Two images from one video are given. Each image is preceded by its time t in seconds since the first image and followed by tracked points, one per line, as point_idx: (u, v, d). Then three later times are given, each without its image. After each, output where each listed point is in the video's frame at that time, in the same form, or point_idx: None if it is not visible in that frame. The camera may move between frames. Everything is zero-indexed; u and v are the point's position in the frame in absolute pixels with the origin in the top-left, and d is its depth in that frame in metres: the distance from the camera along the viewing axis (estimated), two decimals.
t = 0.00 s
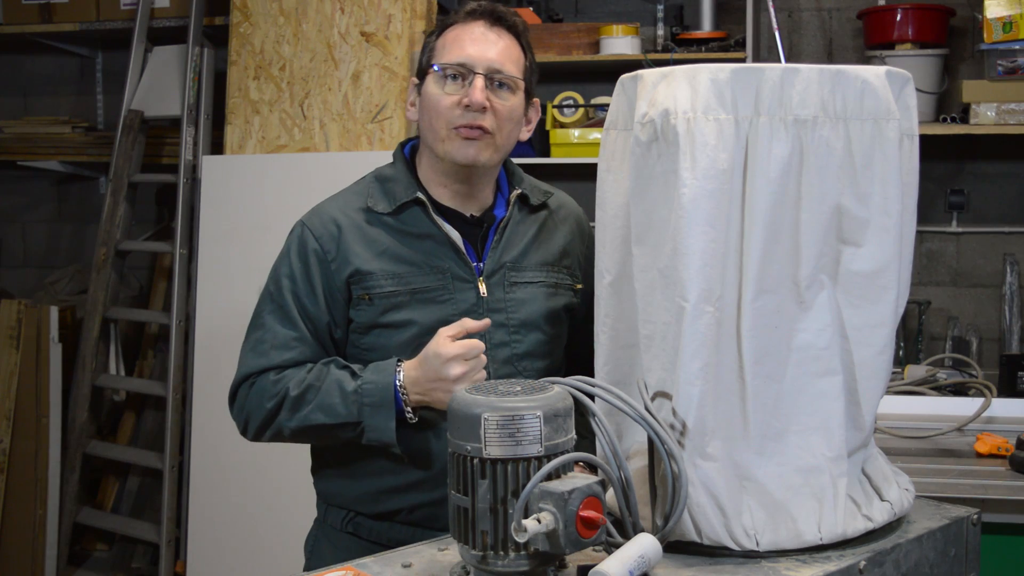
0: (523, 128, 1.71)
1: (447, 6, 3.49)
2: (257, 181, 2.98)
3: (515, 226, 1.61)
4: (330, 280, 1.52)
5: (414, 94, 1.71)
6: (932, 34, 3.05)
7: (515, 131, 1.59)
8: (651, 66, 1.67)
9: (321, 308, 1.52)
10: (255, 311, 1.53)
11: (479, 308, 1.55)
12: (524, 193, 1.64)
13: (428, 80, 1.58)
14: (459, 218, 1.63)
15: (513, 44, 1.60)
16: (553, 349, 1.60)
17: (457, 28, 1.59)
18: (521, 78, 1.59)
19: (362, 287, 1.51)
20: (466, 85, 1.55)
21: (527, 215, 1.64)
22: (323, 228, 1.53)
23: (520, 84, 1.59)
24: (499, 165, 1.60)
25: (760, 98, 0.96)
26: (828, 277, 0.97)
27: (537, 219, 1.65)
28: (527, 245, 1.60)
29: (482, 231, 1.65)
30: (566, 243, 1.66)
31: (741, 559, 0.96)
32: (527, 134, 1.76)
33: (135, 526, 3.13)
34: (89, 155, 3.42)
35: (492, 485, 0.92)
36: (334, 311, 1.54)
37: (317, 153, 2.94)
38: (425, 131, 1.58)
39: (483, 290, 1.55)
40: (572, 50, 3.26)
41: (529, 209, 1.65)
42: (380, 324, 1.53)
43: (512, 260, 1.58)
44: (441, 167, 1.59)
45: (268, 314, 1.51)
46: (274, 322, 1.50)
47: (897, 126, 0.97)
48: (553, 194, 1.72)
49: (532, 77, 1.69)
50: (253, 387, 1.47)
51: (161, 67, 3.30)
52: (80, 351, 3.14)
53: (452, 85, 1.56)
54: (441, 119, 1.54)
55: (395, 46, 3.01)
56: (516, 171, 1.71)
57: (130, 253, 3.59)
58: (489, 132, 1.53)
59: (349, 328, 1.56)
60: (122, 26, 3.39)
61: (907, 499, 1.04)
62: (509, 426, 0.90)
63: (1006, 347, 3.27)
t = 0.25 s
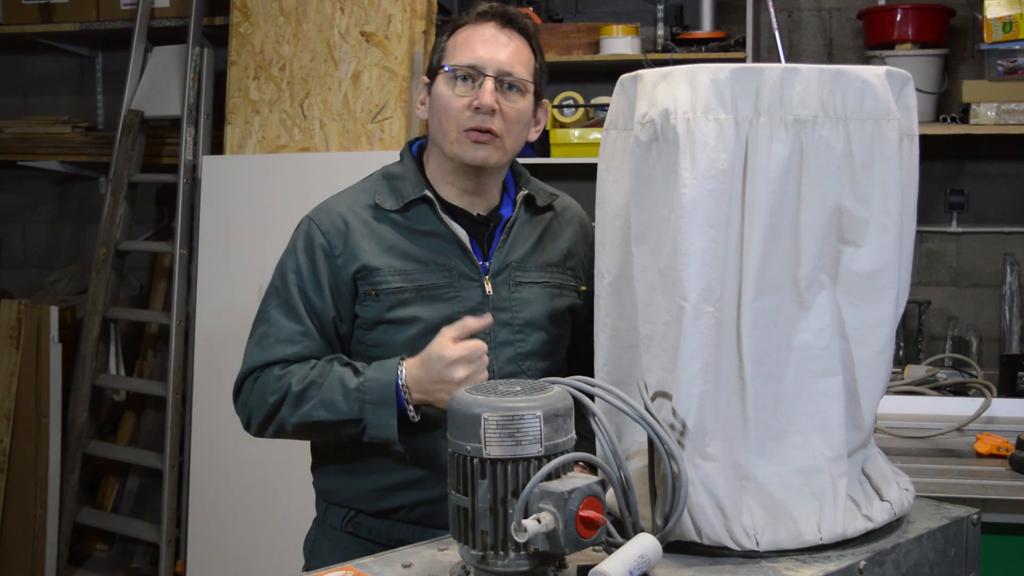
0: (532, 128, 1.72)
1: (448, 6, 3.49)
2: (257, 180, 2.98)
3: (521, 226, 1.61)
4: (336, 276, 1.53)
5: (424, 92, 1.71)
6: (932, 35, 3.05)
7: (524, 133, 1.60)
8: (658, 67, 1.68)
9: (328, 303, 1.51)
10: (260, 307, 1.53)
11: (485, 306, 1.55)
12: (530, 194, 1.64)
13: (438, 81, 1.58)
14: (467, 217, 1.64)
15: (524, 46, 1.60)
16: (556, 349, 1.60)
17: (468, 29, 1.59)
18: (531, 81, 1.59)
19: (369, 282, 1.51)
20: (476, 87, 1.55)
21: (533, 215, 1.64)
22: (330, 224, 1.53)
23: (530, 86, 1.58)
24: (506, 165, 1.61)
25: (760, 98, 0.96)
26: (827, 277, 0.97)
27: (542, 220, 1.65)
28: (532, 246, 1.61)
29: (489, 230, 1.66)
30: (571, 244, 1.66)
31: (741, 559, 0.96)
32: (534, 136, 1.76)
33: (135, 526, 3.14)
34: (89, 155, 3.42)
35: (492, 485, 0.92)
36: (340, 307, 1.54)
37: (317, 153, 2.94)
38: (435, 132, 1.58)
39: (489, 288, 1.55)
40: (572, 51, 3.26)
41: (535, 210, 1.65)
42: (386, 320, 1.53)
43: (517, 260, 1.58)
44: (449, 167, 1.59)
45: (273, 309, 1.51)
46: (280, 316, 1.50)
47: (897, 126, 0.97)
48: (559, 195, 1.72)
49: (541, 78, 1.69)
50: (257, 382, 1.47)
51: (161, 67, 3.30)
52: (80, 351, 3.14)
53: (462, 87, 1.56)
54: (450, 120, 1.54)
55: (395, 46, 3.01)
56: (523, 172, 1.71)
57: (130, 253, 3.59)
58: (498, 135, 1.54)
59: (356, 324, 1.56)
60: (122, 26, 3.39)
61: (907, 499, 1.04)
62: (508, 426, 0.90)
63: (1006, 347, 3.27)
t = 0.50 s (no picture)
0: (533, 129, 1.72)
1: (448, 6, 3.49)
2: (257, 180, 2.98)
3: (521, 227, 1.61)
4: (339, 271, 1.52)
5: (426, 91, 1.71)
6: (932, 34, 3.05)
7: (525, 134, 1.60)
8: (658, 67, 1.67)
9: (331, 297, 1.51)
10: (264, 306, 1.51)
11: (486, 305, 1.54)
12: (531, 195, 1.64)
13: (440, 81, 1.58)
14: (468, 218, 1.64)
15: (526, 47, 1.59)
16: (556, 348, 1.60)
17: (471, 29, 1.58)
18: (533, 82, 1.59)
19: (372, 276, 1.51)
20: (478, 88, 1.55)
21: (533, 216, 1.64)
22: (333, 219, 1.53)
23: (532, 87, 1.59)
24: (507, 166, 1.61)
25: (759, 98, 0.96)
26: (827, 277, 0.97)
27: (542, 220, 1.65)
28: (532, 246, 1.60)
29: (490, 230, 1.65)
30: (570, 245, 1.66)
31: (741, 559, 0.96)
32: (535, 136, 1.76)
33: (135, 526, 3.13)
34: (89, 155, 3.42)
35: (492, 485, 0.92)
36: (343, 302, 1.54)
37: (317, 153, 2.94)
38: (437, 131, 1.58)
39: (489, 288, 1.55)
40: (572, 50, 3.26)
41: (535, 211, 1.65)
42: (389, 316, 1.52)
43: (518, 260, 1.58)
44: (450, 167, 1.60)
45: (276, 303, 1.49)
46: (282, 309, 1.48)
47: (897, 126, 0.98)
48: (558, 197, 1.72)
49: (544, 78, 1.69)
50: (256, 372, 1.45)
51: (161, 67, 3.30)
52: (80, 351, 3.14)
53: (464, 87, 1.56)
54: (452, 121, 1.54)
55: (395, 45, 3.01)
56: (524, 172, 1.71)
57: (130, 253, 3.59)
58: (500, 136, 1.54)
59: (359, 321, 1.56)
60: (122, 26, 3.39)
61: (907, 499, 1.04)
62: (508, 426, 0.90)
63: (1006, 347, 3.27)
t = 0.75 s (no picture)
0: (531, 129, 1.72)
1: (448, 6, 3.49)
2: (258, 179, 2.98)
3: (520, 227, 1.61)
4: (339, 275, 1.52)
5: (425, 92, 1.71)
6: (932, 34, 3.05)
7: (524, 135, 1.60)
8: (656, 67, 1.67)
9: (330, 302, 1.51)
10: (263, 309, 1.52)
11: (485, 307, 1.55)
12: (529, 194, 1.64)
13: (439, 82, 1.58)
14: (466, 219, 1.64)
15: (525, 48, 1.59)
16: (556, 348, 1.60)
17: (470, 30, 1.58)
18: (532, 83, 1.59)
19: (371, 281, 1.51)
20: (477, 89, 1.55)
21: (532, 216, 1.64)
22: (331, 223, 1.53)
23: (531, 89, 1.58)
24: (506, 167, 1.61)
25: (760, 98, 0.96)
26: (828, 277, 0.97)
27: (541, 220, 1.65)
28: (531, 246, 1.60)
29: (488, 231, 1.66)
30: (569, 244, 1.66)
31: (741, 559, 0.96)
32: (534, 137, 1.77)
33: (135, 526, 3.13)
34: (89, 155, 3.42)
35: (492, 485, 0.92)
36: (343, 306, 1.53)
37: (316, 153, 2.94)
38: (435, 132, 1.58)
39: (489, 288, 1.55)
40: (572, 51, 3.26)
41: (534, 211, 1.65)
42: (387, 320, 1.52)
43: (517, 260, 1.58)
44: (449, 168, 1.59)
45: (276, 310, 1.49)
46: (283, 316, 1.48)
47: (897, 126, 0.98)
48: (557, 196, 1.72)
49: (543, 79, 1.69)
50: (259, 386, 1.46)
51: (162, 67, 3.30)
52: (80, 351, 3.14)
53: (463, 88, 1.56)
54: (451, 122, 1.54)
55: (395, 46, 3.01)
56: (522, 172, 1.71)
57: (130, 253, 3.59)
58: (498, 138, 1.54)
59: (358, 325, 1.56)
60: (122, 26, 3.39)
61: (907, 499, 1.04)
62: (508, 426, 0.90)
63: (1006, 347, 3.27)
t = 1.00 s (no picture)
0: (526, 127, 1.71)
1: (448, 6, 3.49)
2: (257, 179, 2.98)
3: (517, 225, 1.61)
4: (335, 275, 1.52)
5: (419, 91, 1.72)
6: (932, 34, 3.05)
7: (518, 132, 1.60)
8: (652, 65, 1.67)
9: (327, 301, 1.50)
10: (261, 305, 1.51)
11: (482, 306, 1.55)
12: (526, 192, 1.64)
13: (431, 81, 1.59)
14: (462, 219, 1.64)
15: (516, 45, 1.60)
16: (555, 348, 1.60)
17: (461, 29, 1.59)
18: (524, 80, 1.60)
19: (366, 281, 1.51)
20: (468, 87, 1.56)
21: (529, 214, 1.64)
22: (328, 222, 1.53)
23: (523, 86, 1.59)
24: (500, 166, 1.61)
25: (760, 98, 0.96)
26: (828, 277, 0.97)
27: (539, 219, 1.65)
28: (529, 244, 1.60)
29: (484, 231, 1.66)
30: (568, 243, 1.66)
31: (741, 559, 0.96)
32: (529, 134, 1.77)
33: (135, 526, 3.13)
34: (89, 155, 3.42)
35: (492, 485, 0.92)
36: (339, 305, 1.53)
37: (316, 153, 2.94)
38: (428, 131, 1.59)
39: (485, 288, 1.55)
40: (573, 51, 3.26)
41: (532, 209, 1.65)
42: (383, 320, 1.52)
43: (514, 259, 1.58)
44: (443, 168, 1.60)
45: (272, 306, 1.49)
46: (280, 313, 1.48)
47: (897, 126, 0.98)
48: (554, 195, 1.71)
49: (535, 77, 1.69)
50: (254, 380, 1.44)
51: (162, 67, 3.30)
52: (80, 351, 3.14)
53: (455, 87, 1.56)
54: (443, 121, 1.55)
55: (395, 46, 3.01)
56: (519, 171, 1.71)
57: (130, 253, 3.59)
58: (491, 136, 1.54)
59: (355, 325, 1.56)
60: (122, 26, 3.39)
61: (907, 499, 1.04)
62: (509, 426, 0.90)
63: (1006, 347, 3.27)
